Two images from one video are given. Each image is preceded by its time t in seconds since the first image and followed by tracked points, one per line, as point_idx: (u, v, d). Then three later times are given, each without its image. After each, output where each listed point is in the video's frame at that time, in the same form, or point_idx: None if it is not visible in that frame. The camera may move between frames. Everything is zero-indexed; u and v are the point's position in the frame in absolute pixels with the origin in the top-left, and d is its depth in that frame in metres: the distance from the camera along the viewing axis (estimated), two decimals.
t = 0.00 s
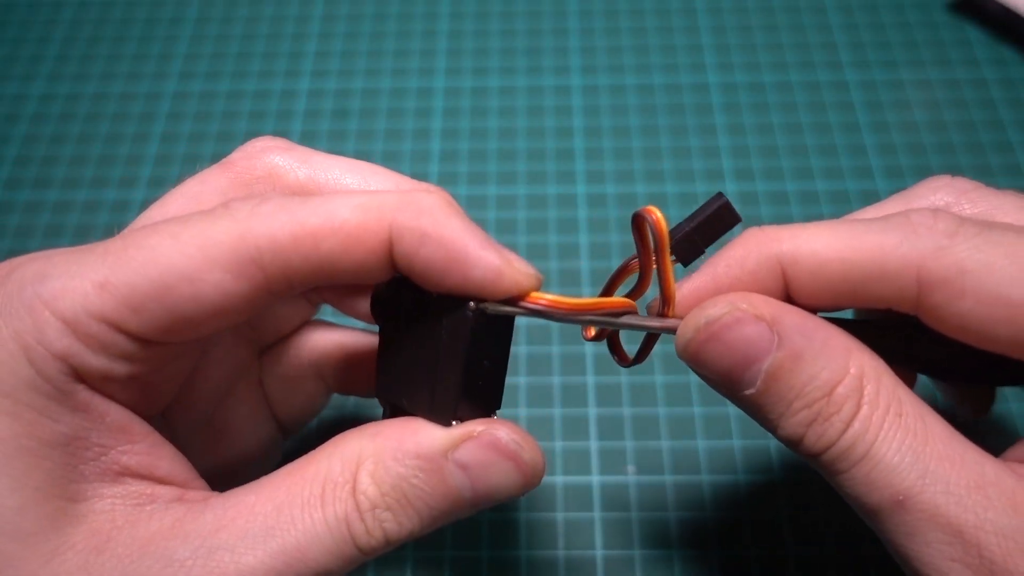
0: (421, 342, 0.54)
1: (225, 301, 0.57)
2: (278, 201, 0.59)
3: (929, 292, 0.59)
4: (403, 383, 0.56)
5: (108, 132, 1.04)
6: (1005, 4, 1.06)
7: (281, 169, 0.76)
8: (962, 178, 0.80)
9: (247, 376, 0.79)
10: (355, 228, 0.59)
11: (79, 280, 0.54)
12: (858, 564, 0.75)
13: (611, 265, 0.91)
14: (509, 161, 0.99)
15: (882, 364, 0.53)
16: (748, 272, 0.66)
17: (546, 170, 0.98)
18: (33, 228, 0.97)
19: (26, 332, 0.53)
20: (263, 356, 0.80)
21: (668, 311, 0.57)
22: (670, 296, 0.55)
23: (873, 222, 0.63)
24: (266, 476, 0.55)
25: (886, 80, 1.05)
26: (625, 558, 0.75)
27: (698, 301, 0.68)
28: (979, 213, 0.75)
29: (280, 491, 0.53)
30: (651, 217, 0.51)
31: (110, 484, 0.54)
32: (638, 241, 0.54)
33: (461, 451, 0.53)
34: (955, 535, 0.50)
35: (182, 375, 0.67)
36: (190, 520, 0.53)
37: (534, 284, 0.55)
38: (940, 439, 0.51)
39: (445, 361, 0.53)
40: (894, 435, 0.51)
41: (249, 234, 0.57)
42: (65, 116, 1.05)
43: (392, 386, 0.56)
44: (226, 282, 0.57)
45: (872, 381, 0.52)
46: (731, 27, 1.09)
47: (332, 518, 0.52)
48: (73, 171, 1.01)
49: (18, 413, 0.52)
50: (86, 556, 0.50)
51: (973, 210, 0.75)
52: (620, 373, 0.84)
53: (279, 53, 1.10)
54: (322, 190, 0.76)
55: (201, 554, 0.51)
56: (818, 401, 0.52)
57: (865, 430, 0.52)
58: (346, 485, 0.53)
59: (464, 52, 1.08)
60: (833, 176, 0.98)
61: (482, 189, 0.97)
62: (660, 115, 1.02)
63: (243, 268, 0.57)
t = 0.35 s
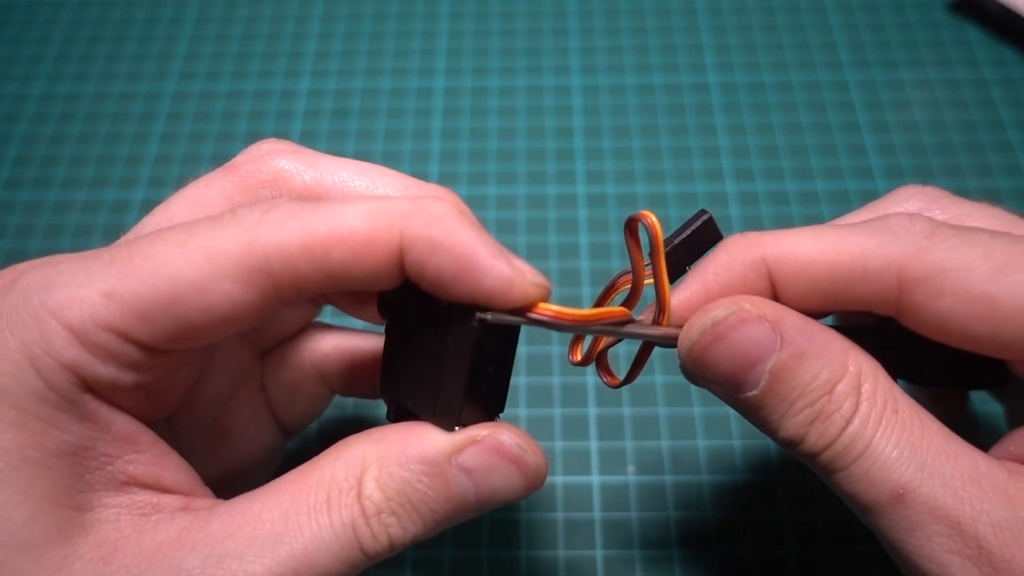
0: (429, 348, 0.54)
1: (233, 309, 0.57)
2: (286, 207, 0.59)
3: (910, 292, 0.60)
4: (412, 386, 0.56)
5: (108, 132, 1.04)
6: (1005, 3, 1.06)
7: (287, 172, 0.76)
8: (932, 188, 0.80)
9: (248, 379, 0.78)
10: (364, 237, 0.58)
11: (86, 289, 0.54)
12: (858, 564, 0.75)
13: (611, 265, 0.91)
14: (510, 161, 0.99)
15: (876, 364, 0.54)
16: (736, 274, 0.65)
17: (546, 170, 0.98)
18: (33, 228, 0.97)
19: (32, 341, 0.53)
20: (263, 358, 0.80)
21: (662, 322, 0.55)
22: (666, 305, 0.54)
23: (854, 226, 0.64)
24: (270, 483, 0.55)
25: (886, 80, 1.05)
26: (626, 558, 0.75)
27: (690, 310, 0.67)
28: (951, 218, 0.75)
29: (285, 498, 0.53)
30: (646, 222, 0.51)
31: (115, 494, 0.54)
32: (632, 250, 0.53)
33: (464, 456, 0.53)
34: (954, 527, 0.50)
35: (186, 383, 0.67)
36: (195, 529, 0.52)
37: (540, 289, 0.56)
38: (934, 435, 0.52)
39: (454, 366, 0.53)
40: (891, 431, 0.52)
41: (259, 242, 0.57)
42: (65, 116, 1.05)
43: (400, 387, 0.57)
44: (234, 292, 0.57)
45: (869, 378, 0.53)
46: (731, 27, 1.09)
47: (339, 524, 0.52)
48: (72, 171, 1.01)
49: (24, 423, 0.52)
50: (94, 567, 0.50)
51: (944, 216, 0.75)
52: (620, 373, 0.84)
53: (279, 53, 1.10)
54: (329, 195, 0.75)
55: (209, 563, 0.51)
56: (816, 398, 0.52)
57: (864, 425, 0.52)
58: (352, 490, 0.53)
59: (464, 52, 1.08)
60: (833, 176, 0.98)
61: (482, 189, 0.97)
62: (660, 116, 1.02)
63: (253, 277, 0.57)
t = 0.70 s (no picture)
0: (427, 342, 0.61)
1: (226, 308, 0.59)
2: (259, 205, 0.62)
3: (944, 327, 0.54)
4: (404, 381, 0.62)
5: (108, 132, 1.04)
6: (1006, 3, 1.05)
7: (249, 183, 0.75)
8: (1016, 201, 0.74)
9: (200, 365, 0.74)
10: (350, 239, 0.62)
11: (74, 307, 0.53)
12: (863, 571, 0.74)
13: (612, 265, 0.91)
14: (509, 161, 0.98)
15: (869, 402, 0.52)
16: (760, 283, 0.60)
17: (546, 170, 0.98)
18: (33, 228, 0.96)
19: (29, 373, 0.52)
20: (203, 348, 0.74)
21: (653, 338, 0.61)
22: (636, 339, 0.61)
23: (891, 245, 0.58)
24: (296, 467, 0.57)
25: (887, 81, 1.04)
26: (626, 558, 0.75)
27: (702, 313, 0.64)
28: None
29: (319, 489, 0.56)
30: (608, 277, 0.62)
31: (147, 492, 0.55)
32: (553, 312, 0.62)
33: (488, 441, 0.59)
34: None
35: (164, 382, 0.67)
36: (236, 521, 0.54)
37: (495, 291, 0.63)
38: (924, 487, 0.50)
39: (450, 359, 0.60)
40: (872, 478, 0.51)
41: (247, 244, 0.59)
42: (65, 116, 1.05)
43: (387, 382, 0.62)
44: (228, 292, 0.58)
45: (850, 418, 0.52)
46: (731, 27, 1.09)
47: (375, 509, 0.57)
48: (73, 171, 1.01)
49: (36, 455, 0.51)
50: (151, 567, 0.51)
51: None
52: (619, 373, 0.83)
53: (279, 53, 1.09)
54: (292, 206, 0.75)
55: (258, 554, 0.53)
56: (791, 431, 0.52)
57: (838, 467, 0.51)
58: (385, 475, 0.57)
59: (464, 52, 1.08)
60: (833, 176, 0.97)
61: (482, 190, 0.97)
62: (660, 115, 1.02)
63: (243, 276, 0.59)
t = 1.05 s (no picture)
0: (416, 328, 0.62)
1: (198, 303, 0.58)
2: (229, 196, 0.60)
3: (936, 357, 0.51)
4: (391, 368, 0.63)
5: (108, 132, 1.03)
6: (1005, 4, 1.05)
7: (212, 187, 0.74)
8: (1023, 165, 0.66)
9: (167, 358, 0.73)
10: (319, 227, 0.62)
11: (40, 308, 0.52)
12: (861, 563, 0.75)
13: (611, 265, 0.91)
14: (510, 161, 0.98)
15: (913, 423, 0.51)
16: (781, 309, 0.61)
17: (547, 170, 0.97)
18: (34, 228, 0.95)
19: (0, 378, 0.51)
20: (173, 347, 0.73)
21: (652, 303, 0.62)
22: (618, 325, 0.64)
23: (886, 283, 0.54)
24: (289, 457, 0.57)
25: (886, 81, 1.04)
26: (626, 558, 0.75)
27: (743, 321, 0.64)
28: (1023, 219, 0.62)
29: (310, 478, 0.56)
30: (645, 279, 0.61)
31: (129, 485, 0.55)
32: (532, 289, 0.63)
33: (480, 425, 0.60)
34: None
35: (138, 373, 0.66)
36: (225, 512, 0.54)
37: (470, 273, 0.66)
38: (949, 520, 0.50)
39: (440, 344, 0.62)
40: (901, 501, 0.50)
41: (218, 239, 0.58)
42: (65, 117, 1.04)
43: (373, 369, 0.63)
44: (200, 287, 0.58)
45: (897, 434, 0.50)
46: (731, 27, 1.09)
47: (368, 501, 0.57)
48: (73, 171, 1.00)
49: (14, 454, 0.51)
50: (138, 563, 0.52)
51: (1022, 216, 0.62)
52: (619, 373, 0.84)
53: (279, 53, 1.08)
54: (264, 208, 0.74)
55: (249, 547, 0.53)
56: (828, 435, 0.50)
57: (872, 477, 0.50)
58: (380, 465, 0.58)
59: (465, 52, 1.07)
60: (832, 176, 0.97)
61: (482, 189, 0.96)
62: (661, 115, 1.01)
63: (215, 271, 0.58)
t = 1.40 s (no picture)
0: (431, 350, 0.62)
1: (219, 322, 0.58)
2: (252, 218, 0.61)
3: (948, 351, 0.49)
4: (404, 387, 0.63)
5: (108, 132, 1.04)
6: (1005, 4, 1.06)
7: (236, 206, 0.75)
8: None
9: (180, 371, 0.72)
10: (339, 248, 0.62)
11: (65, 319, 0.52)
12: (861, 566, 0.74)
13: (611, 265, 0.91)
14: (509, 161, 0.99)
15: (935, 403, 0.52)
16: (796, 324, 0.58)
17: (546, 170, 0.98)
18: (34, 228, 0.96)
19: (21, 387, 0.50)
20: (187, 360, 0.72)
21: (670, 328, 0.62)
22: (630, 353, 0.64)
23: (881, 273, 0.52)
24: (301, 474, 0.58)
25: (886, 81, 1.05)
26: (626, 558, 0.75)
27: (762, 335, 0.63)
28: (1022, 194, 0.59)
29: (320, 495, 0.56)
30: (662, 313, 0.61)
31: (139, 499, 0.55)
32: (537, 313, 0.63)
33: (492, 450, 0.60)
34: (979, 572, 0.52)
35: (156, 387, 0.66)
36: (234, 528, 0.54)
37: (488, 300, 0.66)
38: (987, 488, 0.51)
39: (454, 367, 0.62)
40: (937, 476, 0.52)
41: (239, 256, 0.58)
42: (65, 116, 1.05)
43: (387, 388, 0.64)
44: (223, 306, 0.57)
45: (922, 416, 0.52)
46: (731, 27, 1.10)
47: (379, 520, 0.57)
48: (73, 171, 1.01)
49: (29, 465, 0.50)
50: None
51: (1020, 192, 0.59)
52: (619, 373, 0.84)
53: (279, 53, 1.10)
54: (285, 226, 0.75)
55: (258, 565, 0.54)
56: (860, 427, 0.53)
57: (905, 460, 0.52)
58: (392, 485, 0.58)
59: (465, 52, 1.09)
60: (833, 176, 0.97)
61: (481, 189, 0.97)
62: (660, 115, 1.02)
63: (237, 288, 0.58)
